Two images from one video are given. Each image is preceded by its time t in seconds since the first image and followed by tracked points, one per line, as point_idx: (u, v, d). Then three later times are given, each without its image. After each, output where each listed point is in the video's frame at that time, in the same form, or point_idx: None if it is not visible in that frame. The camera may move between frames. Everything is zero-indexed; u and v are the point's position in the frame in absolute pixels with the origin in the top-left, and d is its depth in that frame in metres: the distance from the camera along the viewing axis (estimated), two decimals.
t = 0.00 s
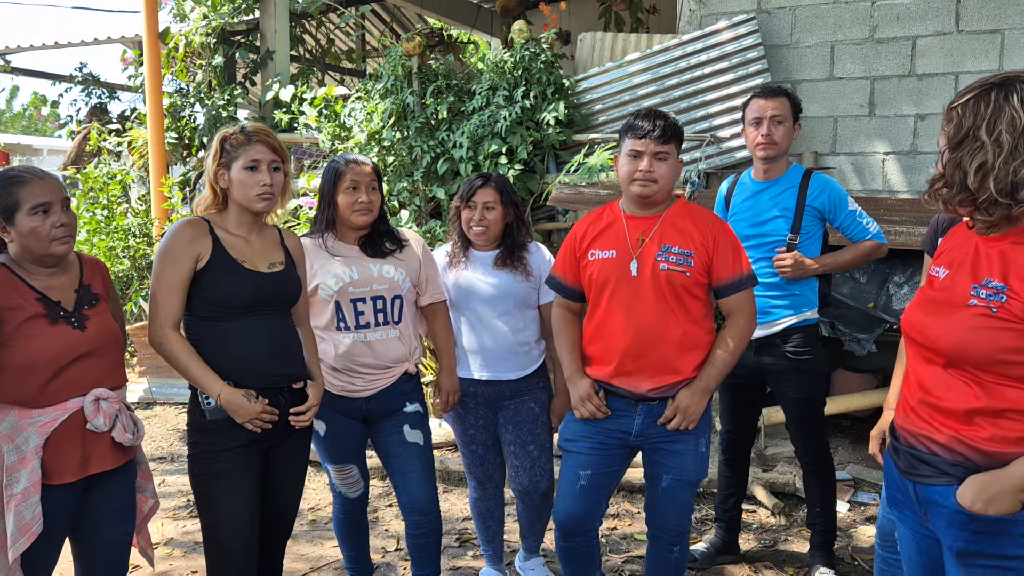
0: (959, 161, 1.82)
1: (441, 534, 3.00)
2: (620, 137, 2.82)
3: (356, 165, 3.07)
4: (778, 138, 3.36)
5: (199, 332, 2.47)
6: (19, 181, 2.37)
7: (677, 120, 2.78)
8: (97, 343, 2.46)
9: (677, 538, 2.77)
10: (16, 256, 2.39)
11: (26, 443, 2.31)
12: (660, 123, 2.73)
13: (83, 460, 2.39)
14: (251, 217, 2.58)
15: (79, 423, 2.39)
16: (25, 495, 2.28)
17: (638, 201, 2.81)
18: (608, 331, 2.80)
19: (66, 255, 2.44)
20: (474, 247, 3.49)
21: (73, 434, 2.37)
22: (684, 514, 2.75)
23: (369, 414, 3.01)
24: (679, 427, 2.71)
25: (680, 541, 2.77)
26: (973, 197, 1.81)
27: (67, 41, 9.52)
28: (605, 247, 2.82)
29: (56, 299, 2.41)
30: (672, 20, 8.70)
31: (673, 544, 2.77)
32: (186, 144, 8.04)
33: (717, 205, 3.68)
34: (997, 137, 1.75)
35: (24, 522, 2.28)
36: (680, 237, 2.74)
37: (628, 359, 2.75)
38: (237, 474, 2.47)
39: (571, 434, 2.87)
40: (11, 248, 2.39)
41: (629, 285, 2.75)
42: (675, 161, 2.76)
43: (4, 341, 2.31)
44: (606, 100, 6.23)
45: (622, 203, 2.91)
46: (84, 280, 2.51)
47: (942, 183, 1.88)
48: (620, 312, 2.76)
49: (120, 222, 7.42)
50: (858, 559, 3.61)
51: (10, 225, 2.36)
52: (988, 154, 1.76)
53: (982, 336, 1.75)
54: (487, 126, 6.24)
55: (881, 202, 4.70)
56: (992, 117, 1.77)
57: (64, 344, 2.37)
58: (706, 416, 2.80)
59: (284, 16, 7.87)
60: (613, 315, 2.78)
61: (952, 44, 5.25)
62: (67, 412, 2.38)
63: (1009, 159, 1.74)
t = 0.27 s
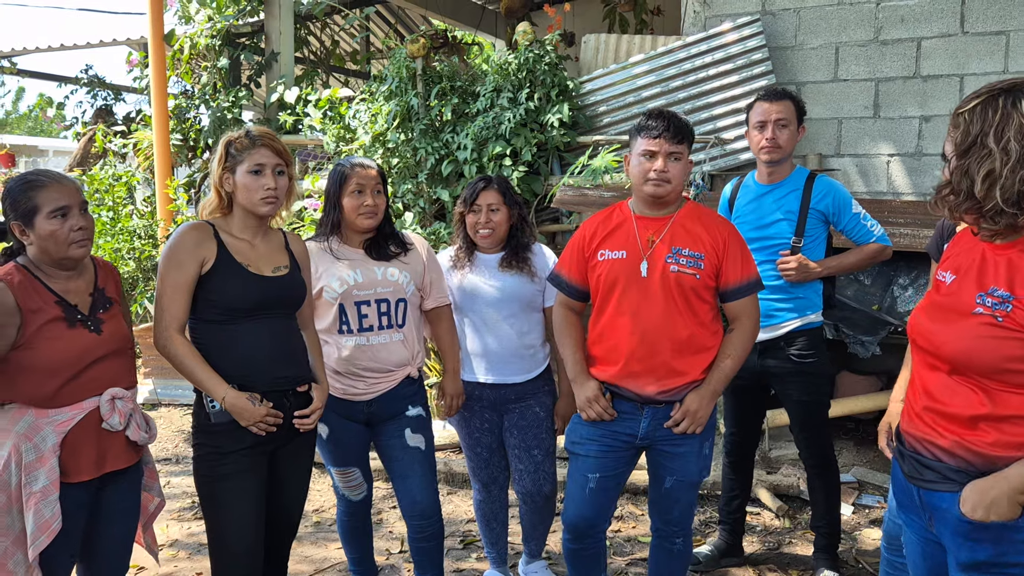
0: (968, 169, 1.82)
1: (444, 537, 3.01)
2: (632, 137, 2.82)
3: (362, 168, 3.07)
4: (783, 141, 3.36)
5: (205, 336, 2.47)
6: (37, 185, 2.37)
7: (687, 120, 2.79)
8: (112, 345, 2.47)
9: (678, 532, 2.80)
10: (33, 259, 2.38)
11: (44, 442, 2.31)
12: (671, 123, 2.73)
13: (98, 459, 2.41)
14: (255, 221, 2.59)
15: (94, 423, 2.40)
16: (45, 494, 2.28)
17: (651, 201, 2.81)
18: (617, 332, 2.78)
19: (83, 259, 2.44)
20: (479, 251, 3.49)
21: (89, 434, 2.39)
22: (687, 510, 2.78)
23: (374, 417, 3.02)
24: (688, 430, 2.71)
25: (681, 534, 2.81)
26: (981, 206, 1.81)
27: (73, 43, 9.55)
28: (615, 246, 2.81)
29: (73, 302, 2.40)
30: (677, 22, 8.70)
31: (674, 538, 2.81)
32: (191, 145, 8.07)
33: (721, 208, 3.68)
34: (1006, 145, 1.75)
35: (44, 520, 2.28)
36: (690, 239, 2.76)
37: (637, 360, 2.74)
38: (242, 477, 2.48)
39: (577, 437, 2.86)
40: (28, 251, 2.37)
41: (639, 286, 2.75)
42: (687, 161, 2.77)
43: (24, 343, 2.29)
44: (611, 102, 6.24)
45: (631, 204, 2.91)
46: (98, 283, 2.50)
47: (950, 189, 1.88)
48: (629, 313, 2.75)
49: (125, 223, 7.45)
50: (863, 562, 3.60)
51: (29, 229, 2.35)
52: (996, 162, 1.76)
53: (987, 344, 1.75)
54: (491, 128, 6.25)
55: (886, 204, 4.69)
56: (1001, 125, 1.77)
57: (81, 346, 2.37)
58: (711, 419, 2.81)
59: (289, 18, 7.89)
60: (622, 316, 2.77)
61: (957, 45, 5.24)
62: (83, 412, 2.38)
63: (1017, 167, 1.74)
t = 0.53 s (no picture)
0: (990, 169, 1.77)
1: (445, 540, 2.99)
2: (644, 139, 2.78)
3: (362, 169, 3.06)
4: (787, 141, 3.33)
5: (203, 338, 2.45)
6: (38, 188, 2.34)
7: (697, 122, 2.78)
8: (111, 348, 2.44)
9: (681, 537, 2.77)
10: (34, 261, 2.36)
11: (43, 446, 2.28)
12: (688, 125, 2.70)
13: (98, 463, 2.39)
14: (254, 222, 2.57)
15: (94, 427, 2.38)
16: (45, 498, 2.26)
17: (664, 204, 2.78)
18: (621, 334, 2.75)
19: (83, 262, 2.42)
20: (483, 252, 3.44)
21: (89, 438, 2.36)
22: (691, 516, 2.75)
23: (374, 419, 3.00)
24: (692, 434, 2.68)
25: (684, 539, 2.78)
26: (1002, 205, 1.76)
27: (76, 43, 9.54)
28: (621, 247, 2.78)
29: (73, 305, 2.38)
30: (680, 21, 8.66)
31: (677, 543, 2.78)
32: (193, 145, 8.06)
33: (724, 208, 3.65)
34: None
35: (45, 525, 2.25)
36: (697, 241, 2.73)
37: (641, 362, 2.71)
38: (240, 481, 2.46)
39: (580, 440, 2.83)
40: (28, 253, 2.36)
41: (644, 287, 2.72)
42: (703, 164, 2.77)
43: (23, 345, 2.27)
44: (614, 102, 6.21)
45: (638, 205, 2.88)
46: (97, 287, 2.48)
47: (967, 190, 1.84)
48: (635, 315, 2.73)
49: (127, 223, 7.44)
50: (868, 566, 3.57)
51: (30, 231, 2.32)
52: (1013, 163, 1.73)
53: (1000, 351, 1.73)
54: (494, 127, 6.22)
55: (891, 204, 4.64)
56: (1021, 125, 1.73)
57: (81, 350, 2.35)
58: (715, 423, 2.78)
59: (291, 18, 7.87)
60: (627, 318, 2.75)
61: (963, 44, 5.20)
62: (83, 415, 2.36)
63: None
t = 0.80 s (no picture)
0: (996, 170, 1.73)
1: (441, 544, 2.95)
2: (654, 141, 2.70)
3: (354, 169, 3.01)
4: (789, 141, 3.28)
5: (193, 341, 2.41)
6: (25, 190, 2.31)
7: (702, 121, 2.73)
8: (98, 354, 2.41)
9: (680, 546, 2.73)
10: (19, 264, 2.32)
11: (30, 455, 2.24)
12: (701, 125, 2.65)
13: (86, 472, 2.36)
14: (245, 224, 2.53)
15: (83, 435, 2.35)
16: (33, 508, 2.22)
17: (671, 206, 2.72)
18: (621, 336, 2.71)
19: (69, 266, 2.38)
20: (481, 253, 3.39)
21: (77, 446, 2.34)
22: (690, 524, 2.71)
23: (370, 421, 2.96)
24: (690, 440, 2.64)
25: (684, 548, 2.74)
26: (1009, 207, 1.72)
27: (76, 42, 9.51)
28: (624, 247, 2.74)
29: (59, 309, 2.34)
30: (683, 18, 8.59)
31: (677, 552, 2.74)
32: (193, 144, 8.02)
33: (724, 208, 3.60)
34: None
35: (31, 535, 2.22)
36: (701, 243, 2.68)
37: (641, 366, 2.67)
38: (231, 484, 2.42)
39: (579, 450, 2.78)
40: (13, 256, 2.31)
41: (647, 289, 2.68)
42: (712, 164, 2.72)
43: (11, 351, 2.23)
44: (614, 100, 6.14)
45: (642, 205, 2.83)
46: (82, 291, 2.43)
47: (972, 192, 1.80)
48: (637, 317, 2.68)
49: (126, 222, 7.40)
50: (870, 571, 3.52)
51: (14, 234, 2.29)
52: (1019, 164, 1.69)
53: (1008, 361, 1.68)
54: (493, 126, 6.17)
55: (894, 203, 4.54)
56: None
57: (69, 355, 2.31)
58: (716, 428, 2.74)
59: (291, 16, 7.83)
60: (628, 320, 2.70)
61: (968, 41, 5.14)
62: (72, 423, 2.33)
63: None
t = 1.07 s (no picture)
0: (977, 172, 1.73)
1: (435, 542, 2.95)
2: (654, 140, 2.69)
3: (346, 168, 3.01)
4: (783, 140, 3.27)
5: (183, 340, 2.42)
6: (17, 189, 2.31)
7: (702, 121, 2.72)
8: (89, 354, 2.42)
9: (671, 545, 2.73)
10: (8, 264, 2.32)
11: (26, 456, 2.24)
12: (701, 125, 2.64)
13: (80, 473, 2.37)
14: (234, 223, 2.53)
15: (77, 436, 2.36)
16: (30, 509, 2.23)
17: (666, 205, 2.71)
18: (615, 333, 2.70)
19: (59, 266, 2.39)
20: (475, 251, 3.39)
21: (71, 447, 2.35)
22: (681, 523, 2.71)
23: (364, 420, 2.96)
24: (680, 440, 2.64)
25: (675, 547, 2.74)
26: (989, 210, 1.72)
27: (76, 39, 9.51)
28: (620, 245, 2.73)
29: (50, 309, 2.35)
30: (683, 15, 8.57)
31: (668, 551, 2.74)
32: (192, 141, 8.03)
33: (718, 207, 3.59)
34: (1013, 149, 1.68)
35: (27, 537, 2.22)
36: (698, 243, 2.68)
37: (633, 365, 2.67)
38: (223, 484, 2.42)
39: (569, 448, 2.78)
40: (3, 255, 2.31)
41: (642, 288, 2.67)
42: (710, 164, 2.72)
43: (4, 351, 2.23)
44: (613, 98, 6.14)
45: (639, 203, 2.82)
46: (70, 291, 2.45)
47: (953, 194, 1.80)
48: (630, 316, 2.68)
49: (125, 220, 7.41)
50: (864, 570, 3.52)
51: (6, 233, 2.29)
52: (999, 167, 1.69)
53: (992, 365, 1.68)
54: (492, 123, 6.16)
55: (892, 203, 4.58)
56: (1009, 127, 1.69)
57: (63, 355, 2.32)
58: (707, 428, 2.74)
59: (290, 13, 7.83)
60: (622, 318, 2.69)
61: (967, 39, 5.12)
62: (68, 424, 2.34)
63: (1021, 174, 1.67)
